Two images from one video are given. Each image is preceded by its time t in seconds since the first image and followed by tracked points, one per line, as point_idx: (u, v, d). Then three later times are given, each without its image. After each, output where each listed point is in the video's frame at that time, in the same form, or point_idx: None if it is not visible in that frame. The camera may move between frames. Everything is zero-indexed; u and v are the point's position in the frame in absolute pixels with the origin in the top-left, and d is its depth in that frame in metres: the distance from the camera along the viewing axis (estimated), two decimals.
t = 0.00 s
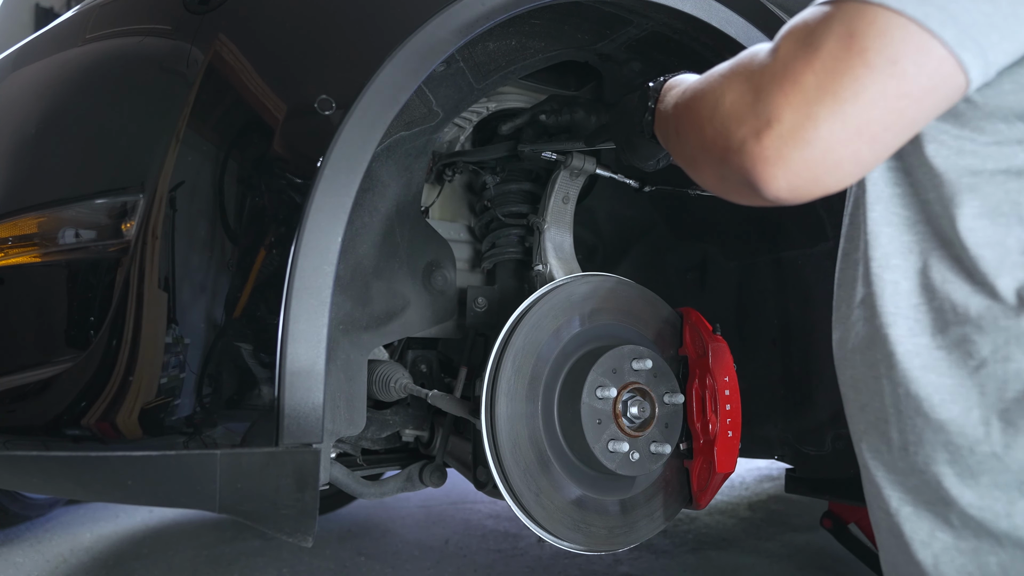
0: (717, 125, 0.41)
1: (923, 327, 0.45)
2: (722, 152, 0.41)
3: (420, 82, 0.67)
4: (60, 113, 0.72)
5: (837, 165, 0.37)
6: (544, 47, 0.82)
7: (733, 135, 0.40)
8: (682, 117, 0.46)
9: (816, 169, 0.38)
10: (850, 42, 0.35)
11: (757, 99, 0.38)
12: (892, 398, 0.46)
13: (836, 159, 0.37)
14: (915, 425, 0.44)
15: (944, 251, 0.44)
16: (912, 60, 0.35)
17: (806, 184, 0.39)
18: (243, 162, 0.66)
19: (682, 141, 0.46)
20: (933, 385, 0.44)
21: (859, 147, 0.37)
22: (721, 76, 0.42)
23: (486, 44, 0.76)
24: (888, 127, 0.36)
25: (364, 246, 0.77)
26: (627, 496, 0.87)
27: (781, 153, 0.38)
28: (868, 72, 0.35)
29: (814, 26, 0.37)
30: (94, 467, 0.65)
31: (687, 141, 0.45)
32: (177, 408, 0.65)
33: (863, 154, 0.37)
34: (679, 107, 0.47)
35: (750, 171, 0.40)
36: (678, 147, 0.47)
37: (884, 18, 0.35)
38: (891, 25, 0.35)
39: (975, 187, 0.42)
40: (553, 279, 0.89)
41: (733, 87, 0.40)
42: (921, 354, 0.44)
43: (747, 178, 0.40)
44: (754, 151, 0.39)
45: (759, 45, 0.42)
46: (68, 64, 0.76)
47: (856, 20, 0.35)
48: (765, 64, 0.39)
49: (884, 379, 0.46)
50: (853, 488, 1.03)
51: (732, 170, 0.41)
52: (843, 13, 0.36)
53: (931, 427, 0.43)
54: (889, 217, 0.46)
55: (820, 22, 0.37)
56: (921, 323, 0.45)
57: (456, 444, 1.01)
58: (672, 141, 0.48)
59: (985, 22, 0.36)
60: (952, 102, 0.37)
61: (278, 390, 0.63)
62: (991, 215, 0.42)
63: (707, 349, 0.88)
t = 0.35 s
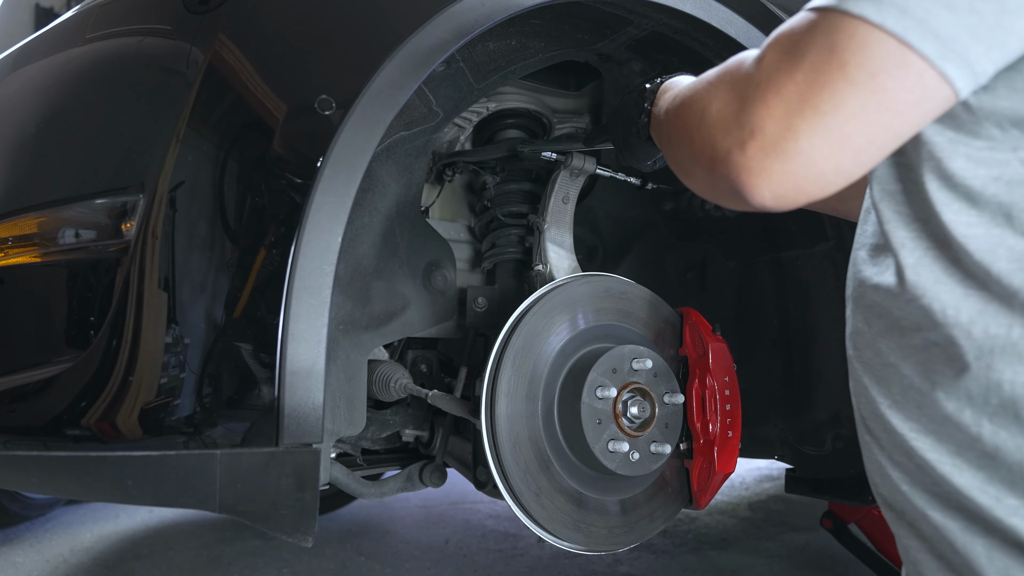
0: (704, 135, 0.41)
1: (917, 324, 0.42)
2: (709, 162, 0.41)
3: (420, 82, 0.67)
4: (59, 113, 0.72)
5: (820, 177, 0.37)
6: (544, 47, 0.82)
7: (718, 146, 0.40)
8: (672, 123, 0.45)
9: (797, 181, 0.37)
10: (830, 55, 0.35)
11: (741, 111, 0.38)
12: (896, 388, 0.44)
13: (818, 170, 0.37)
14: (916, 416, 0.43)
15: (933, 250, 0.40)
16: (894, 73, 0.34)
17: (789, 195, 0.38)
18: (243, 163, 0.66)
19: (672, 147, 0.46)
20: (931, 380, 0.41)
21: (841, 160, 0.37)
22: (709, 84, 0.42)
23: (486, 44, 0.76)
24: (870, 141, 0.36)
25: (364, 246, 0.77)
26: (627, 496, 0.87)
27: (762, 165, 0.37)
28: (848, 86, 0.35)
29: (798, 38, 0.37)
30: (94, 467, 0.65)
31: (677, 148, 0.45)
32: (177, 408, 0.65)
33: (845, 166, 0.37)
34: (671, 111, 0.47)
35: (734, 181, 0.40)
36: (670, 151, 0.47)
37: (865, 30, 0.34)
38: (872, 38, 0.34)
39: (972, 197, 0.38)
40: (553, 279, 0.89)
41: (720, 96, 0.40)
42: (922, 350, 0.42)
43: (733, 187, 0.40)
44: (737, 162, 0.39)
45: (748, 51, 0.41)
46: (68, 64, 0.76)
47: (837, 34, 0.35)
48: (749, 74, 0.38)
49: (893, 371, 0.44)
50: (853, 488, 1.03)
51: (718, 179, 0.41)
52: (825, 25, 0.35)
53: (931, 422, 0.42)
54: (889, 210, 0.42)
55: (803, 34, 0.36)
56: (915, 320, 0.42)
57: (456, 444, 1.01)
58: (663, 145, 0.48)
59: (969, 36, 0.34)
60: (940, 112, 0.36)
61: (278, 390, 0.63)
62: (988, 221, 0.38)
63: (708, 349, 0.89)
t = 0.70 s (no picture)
0: (700, 145, 0.41)
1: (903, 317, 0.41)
2: (707, 172, 0.41)
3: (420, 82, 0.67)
4: (59, 113, 0.72)
5: (817, 185, 0.37)
6: (544, 47, 0.82)
7: (715, 156, 0.40)
8: (670, 134, 0.46)
9: (795, 190, 0.37)
10: (820, 64, 0.35)
11: (736, 120, 0.38)
12: (880, 382, 0.43)
13: (815, 178, 0.37)
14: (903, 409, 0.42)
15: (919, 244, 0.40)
16: (883, 80, 0.34)
17: (788, 203, 0.38)
18: (243, 162, 0.66)
19: (672, 158, 0.46)
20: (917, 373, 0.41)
21: (837, 168, 0.36)
22: (703, 96, 0.42)
23: (485, 44, 0.76)
24: (865, 147, 0.36)
25: (364, 246, 0.77)
26: (627, 496, 0.87)
27: (759, 174, 0.37)
28: (838, 94, 0.35)
29: (787, 47, 0.37)
30: (93, 467, 0.65)
31: (676, 159, 0.45)
32: (177, 408, 0.65)
33: (841, 173, 0.37)
34: (667, 121, 0.47)
35: (732, 191, 0.40)
36: (668, 162, 0.48)
37: (852, 38, 0.34)
38: (860, 46, 0.34)
39: (956, 193, 0.38)
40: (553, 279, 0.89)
41: (714, 107, 0.40)
42: (906, 343, 0.41)
43: (732, 197, 0.40)
44: (734, 172, 0.39)
45: (740, 60, 0.42)
46: (68, 64, 0.76)
47: (825, 42, 0.35)
48: (742, 85, 0.38)
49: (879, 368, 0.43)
50: (853, 488, 1.03)
51: (717, 188, 0.41)
52: (813, 34, 0.36)
53: (919, 416, 0.42)
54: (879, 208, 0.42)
55: (793, 44, 0.37)
56: (903, 313, 0.41)
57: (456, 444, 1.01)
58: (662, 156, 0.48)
59: (953, 40, 0.34)
60: (930, 115, 0.36)
61: (278, 390, 0.63)
62: (973, 217, 0.37)
63: (708, 350, 0.89)
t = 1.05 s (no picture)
0: (724, 144, 0.41)
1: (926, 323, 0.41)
2: (730, 171, 0.41)
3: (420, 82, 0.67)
4: (59, 113, 0.72)
5: (843, 184, 0.37)
6: (544, 47, 0.82)
7: (740, 155, 0.40)
8: (689, 133, 0.46)
9: (821, 189, 0.38)
10: (850, 64, 0.35)
11: (762, 120, 0.38)
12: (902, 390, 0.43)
13: (841, 178, 0.37)
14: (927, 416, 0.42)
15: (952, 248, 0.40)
16: (914, 81, 0.34)
17: (812, 202, 0.39)
18: (243, 162, 0.66)
19: (690, 157, 0.46)
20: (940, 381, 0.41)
21: (863, 167, 0.37)
22: (726, 93, 0.42)
23: (486, 44, 0.76)
24: (893, 147, 0.36)
25: (364, 246, 0.77)
26: (626, 496, 0.87)
27: (786, 173, 0.38)
28: (869, 95, 0.35)
29: (816, 47, 0.37)
30: (93, 467, 0.65)
31: (695, 157, 0.45)
32: (177, 408, 0.65)
33: (868, 173, 0.37)
34: (686, 118, 0.47)
35: (756, 189, 0.40)
36: (686, 158, 0.48)
37: (884, 39, 0.34)
38: (892, 47, 0.34)
39: (989, 192, 0.38)
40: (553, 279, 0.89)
41: (738, 106, 0.40)
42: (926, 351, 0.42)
43: (756, 195, 0.41)
44: (759, 170, 0.39)
45: (764, 60, 0.42)
46: (68, 64, 0.76)
47: (856, 43, 0.35)
48: (768, 84, 0.38)
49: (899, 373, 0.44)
50: (854, 488, 1.03)
51: (739, 186, 0.41)
52: (844, 34, 0.35)
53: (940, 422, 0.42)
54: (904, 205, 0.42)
55: (822, 43, 0.36)
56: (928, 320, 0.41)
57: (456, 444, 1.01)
58: (679, 152, 0.48)
59: (988, 43, 0.34)
60: (962, 117, 0.36)
61: (278, 390, 0.63)
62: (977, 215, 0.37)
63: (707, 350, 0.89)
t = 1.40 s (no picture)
0: (724, 144, 0.41)
1: (921, 322, 0.41)
2: (732, 171, 0.41)
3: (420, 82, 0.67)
4: (59, 113, 0.72)
5: (844, 181, 0.37)
6: (544, 47, 0.82)
7: (740, 155, 0.40)
8: (690, 136, 0.46)
9: (822, 187, 0.38)
10: (848, 62, 0.35)
11: (762, 119, 0.38)
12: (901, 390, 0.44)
13: (842, 175, 0.37)
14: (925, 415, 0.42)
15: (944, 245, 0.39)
16: (911, 76, 0.34)
17: (813, 199, 0.38)
18: (243, 162, 0.66)
19: (690, 157, 0.46)
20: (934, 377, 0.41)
21: (863, 164, 0.37)
22: (725, 94, 0.42)
23: (485, 44, 0.76)
24: (894, 143, 0.36)
25: (364, 246, 0.77)
26: (626, 496, 0.87)
27: (787, 171, 0.37)
28: (868, 91, 0.35)
29: (814, 45, 0.37)
30: (93, 467, 0.65)
31: (696, 159, 0.45)
32: (177, 408, 0.65)
33: (869, 170, 0.37)
34: (686, 120, 0.47)
35: (757, 188, 0.40)
36: (686, 159, 0.48)
37: (881, 36, 0.34)
38: (888, 43, 0.34)
39: (985, 190, 0.37)
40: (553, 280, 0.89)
41: (737, 105, 0.40)
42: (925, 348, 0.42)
43: (756, 194, 0.41)
44: (760, 169, 0.39)
45: (763, 60, 0.42)
46: (67, 64, 0.76)
47: (853, 40, 0.35)
48: (767, 83, 0.38)
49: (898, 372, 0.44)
50: (854, 489, 1.03)
51: (740, 185, 0.41)
52: (841, 32, 0.36)
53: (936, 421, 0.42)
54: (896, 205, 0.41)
55: (820, 42, 0.36)
56: (922, 318, 0.41)
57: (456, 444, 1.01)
58: (680, 154, 0.48)
59: (971, 45, 0.34)
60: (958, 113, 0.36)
61: (278, 390, 0.63)
62: (995, 217, 0.37)
63: (707, 350, 0.89)
